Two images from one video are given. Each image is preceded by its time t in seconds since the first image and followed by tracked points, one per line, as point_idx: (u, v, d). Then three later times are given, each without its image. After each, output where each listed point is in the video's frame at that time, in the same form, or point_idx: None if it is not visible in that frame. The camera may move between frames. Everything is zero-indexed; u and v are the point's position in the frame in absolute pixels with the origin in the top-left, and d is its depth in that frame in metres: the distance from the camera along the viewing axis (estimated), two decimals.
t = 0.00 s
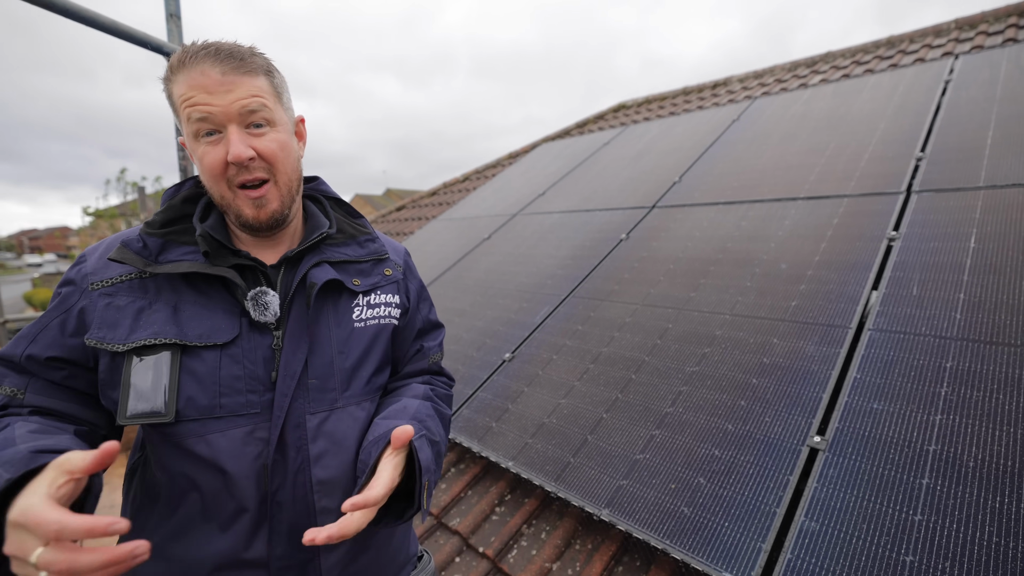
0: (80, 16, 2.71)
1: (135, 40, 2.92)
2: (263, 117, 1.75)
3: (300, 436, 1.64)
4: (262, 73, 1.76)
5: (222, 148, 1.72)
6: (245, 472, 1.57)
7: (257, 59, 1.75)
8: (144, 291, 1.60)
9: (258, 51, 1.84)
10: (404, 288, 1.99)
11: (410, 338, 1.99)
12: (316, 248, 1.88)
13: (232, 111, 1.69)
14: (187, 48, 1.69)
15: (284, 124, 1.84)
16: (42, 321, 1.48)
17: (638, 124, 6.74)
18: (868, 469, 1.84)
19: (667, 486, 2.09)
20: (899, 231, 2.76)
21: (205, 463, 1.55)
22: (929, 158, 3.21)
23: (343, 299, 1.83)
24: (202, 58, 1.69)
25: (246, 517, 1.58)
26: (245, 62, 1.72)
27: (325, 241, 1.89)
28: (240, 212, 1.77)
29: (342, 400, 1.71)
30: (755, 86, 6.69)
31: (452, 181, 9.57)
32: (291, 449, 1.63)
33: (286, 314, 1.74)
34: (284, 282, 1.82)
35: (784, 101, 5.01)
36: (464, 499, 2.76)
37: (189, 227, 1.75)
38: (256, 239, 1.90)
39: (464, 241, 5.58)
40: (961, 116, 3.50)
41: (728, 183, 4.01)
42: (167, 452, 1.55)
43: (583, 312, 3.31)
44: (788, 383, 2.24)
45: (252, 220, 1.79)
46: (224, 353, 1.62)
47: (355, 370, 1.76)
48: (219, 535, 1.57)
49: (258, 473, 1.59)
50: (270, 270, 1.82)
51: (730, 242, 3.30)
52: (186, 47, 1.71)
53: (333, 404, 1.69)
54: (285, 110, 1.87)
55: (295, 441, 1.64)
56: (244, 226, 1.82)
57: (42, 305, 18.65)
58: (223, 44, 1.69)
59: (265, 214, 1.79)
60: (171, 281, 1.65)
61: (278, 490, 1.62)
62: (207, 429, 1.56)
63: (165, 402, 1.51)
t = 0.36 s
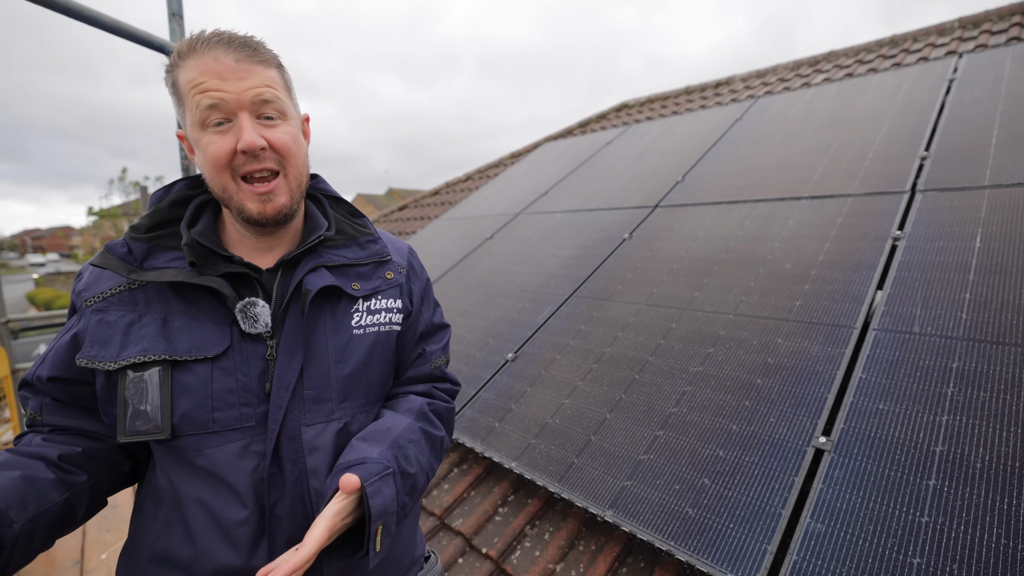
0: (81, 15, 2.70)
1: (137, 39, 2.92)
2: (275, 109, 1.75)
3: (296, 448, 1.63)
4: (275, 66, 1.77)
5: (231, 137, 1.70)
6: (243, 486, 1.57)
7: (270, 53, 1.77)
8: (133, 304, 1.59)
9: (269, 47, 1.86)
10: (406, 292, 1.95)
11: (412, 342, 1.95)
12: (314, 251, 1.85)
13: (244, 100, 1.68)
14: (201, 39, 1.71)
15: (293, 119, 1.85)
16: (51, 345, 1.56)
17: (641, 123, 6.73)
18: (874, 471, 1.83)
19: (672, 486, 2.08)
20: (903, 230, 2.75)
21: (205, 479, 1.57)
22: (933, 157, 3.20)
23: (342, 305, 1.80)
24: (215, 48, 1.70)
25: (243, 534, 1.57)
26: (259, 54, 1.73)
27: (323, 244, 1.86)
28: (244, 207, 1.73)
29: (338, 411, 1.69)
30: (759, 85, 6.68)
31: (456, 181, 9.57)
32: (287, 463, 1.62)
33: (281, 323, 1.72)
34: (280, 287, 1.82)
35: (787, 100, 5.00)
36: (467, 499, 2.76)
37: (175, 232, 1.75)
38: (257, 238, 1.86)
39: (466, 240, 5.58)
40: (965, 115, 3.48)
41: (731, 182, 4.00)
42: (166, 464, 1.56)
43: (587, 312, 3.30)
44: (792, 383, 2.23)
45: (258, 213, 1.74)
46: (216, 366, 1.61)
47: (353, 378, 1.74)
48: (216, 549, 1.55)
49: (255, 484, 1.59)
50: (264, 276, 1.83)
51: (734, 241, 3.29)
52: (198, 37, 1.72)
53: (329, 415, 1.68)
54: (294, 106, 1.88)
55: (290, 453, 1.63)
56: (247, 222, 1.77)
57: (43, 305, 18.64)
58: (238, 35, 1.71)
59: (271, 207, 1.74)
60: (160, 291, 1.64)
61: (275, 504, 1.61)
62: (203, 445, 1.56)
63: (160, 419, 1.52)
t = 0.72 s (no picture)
0: (87, 15, 2.71)
1: (142, 38, 2.92)
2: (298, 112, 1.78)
3: (326, 446, 1.66)
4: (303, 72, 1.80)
5: (251, 135, 1.71)
6: (274, 487, 1.58)
7: (300, 59, 1.80)
8: (146, 309, 1.56)
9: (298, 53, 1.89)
10: (414, 292, 2.00)
11: (420, 339, 2.00)
12: (329, 254, 1.88)
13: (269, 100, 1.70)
14: (233, 36, 1.72)
15: (313, 123, 1.87)
16: (48, 352, 1.47)
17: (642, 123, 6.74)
18: (879, 469, 1.84)
19: (677, 486, 2.10)
20: (905, 231, 2.77)
21: (237, 480, 1.57)
22: (934, 158, 3.22)
23: (357, 305, 1.84)
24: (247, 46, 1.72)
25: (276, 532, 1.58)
26: (289, 58, 1.76)
27: (337, 246, 1.90)
28: (256, 205, 1.74)
29: (363, 408, 1.73)
30: (758, 86, 6.71)
31: (456, 181, 9.57)
32: (318, 461, 1.64)
33: (302, 325, 1.75)
34: (297, 289, 1.84)
35: (788, 101, 5.02)
36: (472, 499, 2.77)
37: (192, 233, 1.70)
38: (266, 239, 1.87)
39: (468, 240, 5.58)
40: (966, 116, 3.51)
41: (734, 183, 4.01)
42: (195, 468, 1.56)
43: (591, 311, 3.31)
44: (796, 382, 2.25)
45: (269, 213, 1.75)
46: (243, 369, 1.62)
47: (374, 376, 1.78)
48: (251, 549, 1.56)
49: (286, 484, 1.61)
50: (280, 278, 1.82)
51: (737, 241, 3.31)
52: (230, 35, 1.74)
53: (355, 412, 1.71)
54: (315, 111, 1.90)
55: (321, 451, 1.65)
56: (257, 220, 1.78)
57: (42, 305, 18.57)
58: (270, 37, 1.74)
59: (283, 208, 1.76)
60: (173, 294, 1.61)
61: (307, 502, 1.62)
62: (233, 447, 1.57)
63: (187, 424, 1.51)
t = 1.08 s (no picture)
0: (94, 15, 2.73)
1: (148, 39, 2.94)
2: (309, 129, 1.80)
3: (346, 433, 1.70)
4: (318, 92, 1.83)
5: (262, 146, 1.73)
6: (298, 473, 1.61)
7: (317, 79, 1.83)
8: (165, 298, 1.53)
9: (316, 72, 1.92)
10: (408, 294, 2.09)
11: (416, 337, 2.09)
12: (333, 256, 1.95)
13: (282, 115, 1.73)
14: (256, 51, 1.74)
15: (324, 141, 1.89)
16: (67, 331, 1.36)
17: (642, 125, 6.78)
18: (877, 466, 1.88)
19: (680, 483, 2.13)
20: (902, 232, 2.82)
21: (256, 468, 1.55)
22: (931, 161, 3.27)
23: (361, 303, 1.90)
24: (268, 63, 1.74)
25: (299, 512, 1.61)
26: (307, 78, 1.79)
27: (341, 249, 1.97)
28: (258, 213, 1.76)
29: (377, 395, 1.79)
30: (756, 89, 6.77)
31: (456, 181, 9.59)
32: (339, 446, 1.68)
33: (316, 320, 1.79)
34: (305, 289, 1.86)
35: (787, 103, 5.07)
36: (475, 498, 2.80)
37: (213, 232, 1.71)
38: (266, 244, 1.89)
39: (470, 241, 5.61)
40: (961, 119, 3.57)
41: (734, 184, 4.05)
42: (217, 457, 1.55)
43: (593, 311, 3.35)
44: (796, 382, 2.28)
45: (269, 222, 1.78)
46: (268, 357, 1.63)
47: (384, 367, 1.85)
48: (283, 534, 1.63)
49: (311, 472, 1.62)
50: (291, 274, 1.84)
51: (737, 242, 3.35)
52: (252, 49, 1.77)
53: (370, 400, 1.77)
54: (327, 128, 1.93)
55: (342, 437, 1.69)
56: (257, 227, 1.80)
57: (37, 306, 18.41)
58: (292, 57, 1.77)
59: (284, 219, 1.79)
60: (194, 289, 1.59)
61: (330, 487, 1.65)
62: (258, 433, 1.57)
63: (214, 409, 1.50)
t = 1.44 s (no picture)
0: (96, 14, 2.73)
1: (149, 39, 2.95)
2: (299, 116, 1.81)
3: (344, 439, 1.71)
4: (297, 75, 1.82)
5: (258, 144, 1.74)
6: (295, 476, 1.64)
7: (293, 61, 1.82)
8: (168, 299, 1.55)
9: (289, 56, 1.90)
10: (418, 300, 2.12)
11: (428, 340, 2.13)
12: (346, 255, 1.97)
13: (271, 108, 1.73)
14: (224, 46, 1.72)
15: (314, 125, 1.90)
16: (78, 336, 1.43)
17: (641, 126, 6.82)
18: (873, 463, 1.92)
19: (679, 480, 2.16)
20: (897, 234, 2.86)
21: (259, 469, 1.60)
22: (925, 163, 3.32)
23: (370, 306, 1.92)
24: (241, 57, 1.72)
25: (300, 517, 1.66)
26: (284, 62, 1.78)
27: (355, 248, 1.99)
28: (270, 208, 1.78)
29: (377, 403, 1.80)
30: (754, 90, 6.82)
31: (456, 181, 9.62)
32: (336, 454, 1.70)
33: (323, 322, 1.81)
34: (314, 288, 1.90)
35: (784, 105, 5.11)
36: (476, 496, 2.82)
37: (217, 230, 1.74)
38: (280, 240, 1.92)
39: (469, 241, 5.63)
40: (955, 122, 3.62)
41: (731, 185, 4.09)
42: (219, 459, 1.58)
43: (593, 311, 3.37)
44: (792, 380, 2.32)
45: (282, 215, 1.80)
46: (269, 360, 1.65)
47: (387, 372, 1.86)
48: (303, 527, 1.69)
49: (306, 474, 1.66)
50: (299, 274, 1.85)
51: (735, 243, 3.39)
52: (220, 46, 1.75)
53: (370, 407, 1.78)
54: (314, 110, 1.93)
55: (339, 444, 1.70)
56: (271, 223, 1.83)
57: (31, 305, 18.29)
58: (264, 44, 1.75)
59: (296, 209, 1.81)
60: (199, 288, 1.61)
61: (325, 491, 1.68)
62: (257, 438, 1.59)
63: (213, 414, 1.52)
